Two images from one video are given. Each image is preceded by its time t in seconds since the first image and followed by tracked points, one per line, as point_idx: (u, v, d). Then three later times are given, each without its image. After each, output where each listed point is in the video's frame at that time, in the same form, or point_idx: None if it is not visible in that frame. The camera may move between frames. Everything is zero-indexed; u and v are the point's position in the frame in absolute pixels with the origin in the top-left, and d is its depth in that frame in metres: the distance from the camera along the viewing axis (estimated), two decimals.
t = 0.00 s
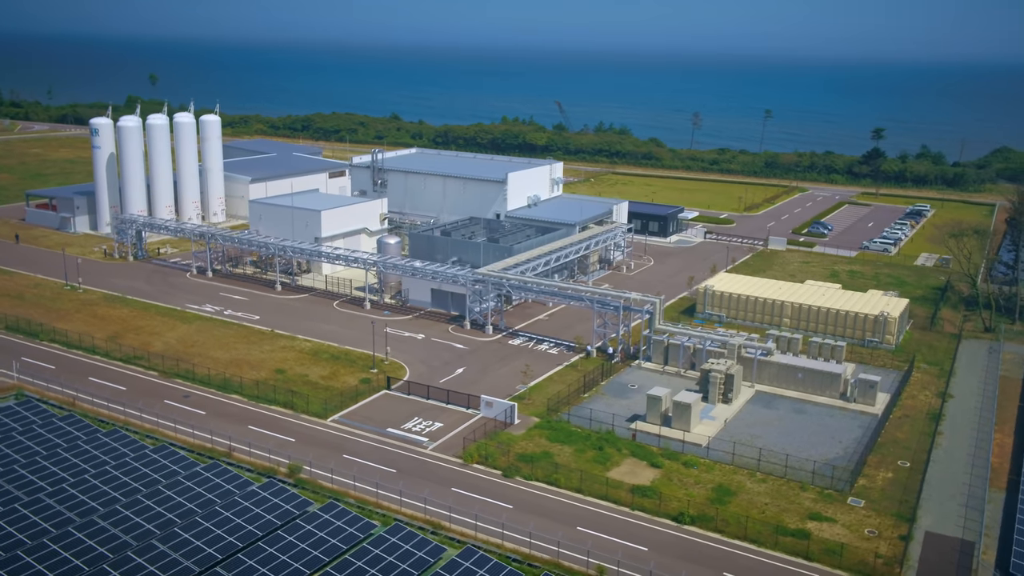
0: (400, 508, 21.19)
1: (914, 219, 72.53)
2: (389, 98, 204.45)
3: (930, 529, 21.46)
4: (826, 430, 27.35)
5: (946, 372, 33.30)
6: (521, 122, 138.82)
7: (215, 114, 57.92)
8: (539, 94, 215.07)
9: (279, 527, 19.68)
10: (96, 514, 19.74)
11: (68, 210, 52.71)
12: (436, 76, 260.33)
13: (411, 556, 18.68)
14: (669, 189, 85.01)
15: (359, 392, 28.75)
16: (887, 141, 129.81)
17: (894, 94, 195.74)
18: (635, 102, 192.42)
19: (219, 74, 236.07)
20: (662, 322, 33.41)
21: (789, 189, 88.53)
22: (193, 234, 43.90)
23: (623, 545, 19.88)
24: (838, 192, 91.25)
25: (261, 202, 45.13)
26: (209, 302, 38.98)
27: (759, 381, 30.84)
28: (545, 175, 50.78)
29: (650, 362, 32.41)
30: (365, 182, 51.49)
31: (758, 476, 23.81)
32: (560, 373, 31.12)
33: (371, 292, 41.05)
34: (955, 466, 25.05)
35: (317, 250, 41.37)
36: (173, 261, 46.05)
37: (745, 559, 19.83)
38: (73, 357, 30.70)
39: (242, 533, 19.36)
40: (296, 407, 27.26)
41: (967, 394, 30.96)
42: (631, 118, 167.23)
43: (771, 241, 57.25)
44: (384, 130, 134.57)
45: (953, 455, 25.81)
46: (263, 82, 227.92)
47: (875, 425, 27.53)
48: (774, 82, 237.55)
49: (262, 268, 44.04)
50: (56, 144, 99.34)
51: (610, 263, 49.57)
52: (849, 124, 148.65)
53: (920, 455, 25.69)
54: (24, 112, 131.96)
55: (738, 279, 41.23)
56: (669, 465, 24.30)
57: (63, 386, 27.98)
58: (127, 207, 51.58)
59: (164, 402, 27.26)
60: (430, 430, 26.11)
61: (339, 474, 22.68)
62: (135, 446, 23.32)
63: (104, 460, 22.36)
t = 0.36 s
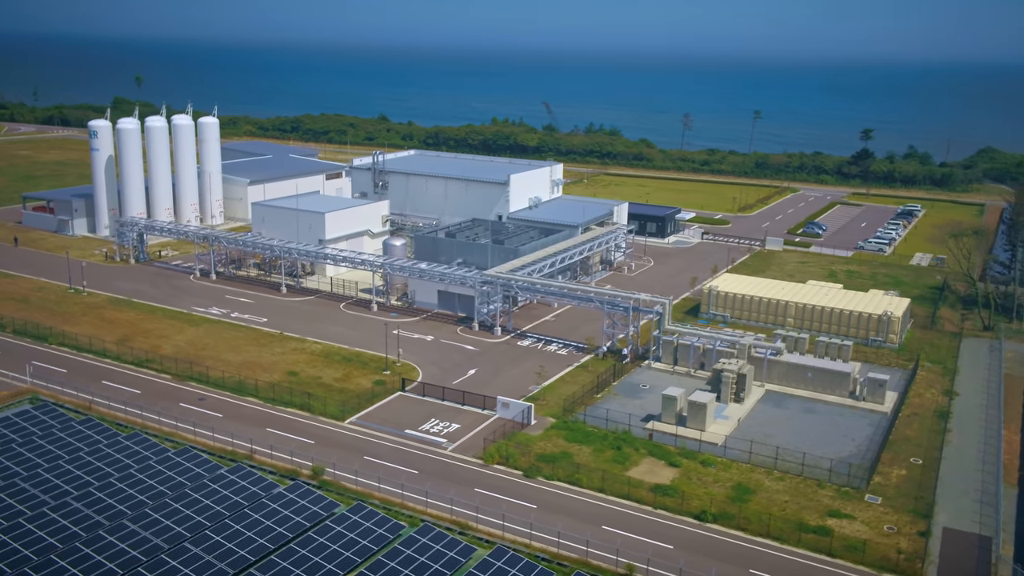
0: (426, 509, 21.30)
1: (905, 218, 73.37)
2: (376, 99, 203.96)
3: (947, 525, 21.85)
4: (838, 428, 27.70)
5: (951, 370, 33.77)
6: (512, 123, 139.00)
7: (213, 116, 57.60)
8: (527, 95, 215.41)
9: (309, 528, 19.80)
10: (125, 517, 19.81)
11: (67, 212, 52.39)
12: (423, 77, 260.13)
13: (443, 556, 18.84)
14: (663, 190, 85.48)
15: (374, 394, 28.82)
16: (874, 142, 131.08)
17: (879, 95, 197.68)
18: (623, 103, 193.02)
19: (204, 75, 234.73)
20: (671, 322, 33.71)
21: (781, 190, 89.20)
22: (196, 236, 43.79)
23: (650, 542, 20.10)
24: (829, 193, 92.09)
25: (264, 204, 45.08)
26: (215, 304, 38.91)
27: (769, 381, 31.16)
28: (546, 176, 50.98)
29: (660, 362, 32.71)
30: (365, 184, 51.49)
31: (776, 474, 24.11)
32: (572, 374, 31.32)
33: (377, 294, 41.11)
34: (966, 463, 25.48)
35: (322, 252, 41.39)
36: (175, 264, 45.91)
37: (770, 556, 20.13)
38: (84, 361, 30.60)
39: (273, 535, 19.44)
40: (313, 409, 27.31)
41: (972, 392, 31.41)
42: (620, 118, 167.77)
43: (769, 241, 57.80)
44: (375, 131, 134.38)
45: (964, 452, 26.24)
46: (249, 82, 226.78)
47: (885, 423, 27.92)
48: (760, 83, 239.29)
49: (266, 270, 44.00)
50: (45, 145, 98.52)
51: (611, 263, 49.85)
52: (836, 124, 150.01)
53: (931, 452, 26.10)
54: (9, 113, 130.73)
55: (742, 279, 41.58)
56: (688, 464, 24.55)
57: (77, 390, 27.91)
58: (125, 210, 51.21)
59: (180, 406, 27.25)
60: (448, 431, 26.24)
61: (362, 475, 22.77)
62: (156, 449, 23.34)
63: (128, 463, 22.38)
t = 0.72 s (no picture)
0: (456, 509, 21.44)
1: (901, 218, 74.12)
2: (367, 99, 203.64)
3: (968, 521, 22.22)
4: (854, 426, 28.05)
5: (958, 368, 34.22)
6: (505, 124, 139.26)
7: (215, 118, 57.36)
8: (518, 95, 215.63)
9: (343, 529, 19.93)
10: (159, 519, 19.91)
11: (69, 214, 52.10)
12: (412, 78, 259.90)
13: (478, 555, 19.02)
14: (660, 190, 85.90)
15: (393, 395, 28.91)
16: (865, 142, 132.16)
17: (867, 96, 199.22)
18: (614, 103, 193.61)
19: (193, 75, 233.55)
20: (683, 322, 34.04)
21: (777, 190, 89.79)
22: (204, 239, 43.74)
23: (680, 539, 20.31)
24: (823, 193, 92.82)
25: (270, 206, 45.05)
26: (225, 306, 38.89)
27: (782, 379, 31.49)
28: (550, 177, 51.17)
29: (673, 361, 33.04)
30: (370, 185, 51.50)
31: (796, 472, 24.40)
32: (587, 374, 31.54)
33: (386, 296, 41.20)
34: (982, 460, 25.85)
35: (331, 254, 41.44)
36: (181, 266, 45.82)
37: (798, 553, 20.40)
38: (100, 363, 30.55)
39: (307, 535, 19.60)
40: (334, 410, 27.39)
41: (981, 390, 31.86)
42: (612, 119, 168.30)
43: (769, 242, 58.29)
44: (368, 132, 134.18)
45: (979, 449, 26.62)
46: (238, 83, 225.71)
47: (899, 421, 28.30)
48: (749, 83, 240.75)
49: (274, 272, 44.01)
50: (37, 147, 97.88)
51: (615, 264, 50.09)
52: (827, 125, 151.15)
53: (947, 449, 26.48)
54: None
55: (748, 279, 41.91)
56: (709, 463, 24.80)
57: (96, 393, 27.88)
58: (130, 211, 50.85)
59: (200, 407, 27.28)
60: (470, 431, 26.39)
61: (389, 475, 22.87)
62: (182, 450, 23.40)
63: (156, 466, 22.45)
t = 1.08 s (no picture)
0: (485, 508, 21.58)
1: (895, 217, 74.86)
2: (357, 100, 203.18)
3: (987, 516, 22.57)
4: (867, 424, 28.39)
5: (965, 365, 34.67)
6: (497, 125, 139.46)
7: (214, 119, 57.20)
8: (508, 96, 215.74)
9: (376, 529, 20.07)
10: (192, 520, 20.03)
11: (70, 216, 51.77)
12: (401, 78, 259.49)
13: (512, 553, 19.23)
14: (655, 191, 86.32)
15: (410, 396, 29.03)
16: (855, 142, 133.25)
17: (854, 97, 200.82)
18: (604, 104, 194.19)
19: (180, 75, 232.19)
20: (694, 322, 34.33)
21: (771, 190, 90.37)
22: (210, 241, 43.64)
23: (708, 535, 20.54)
24: (817, 193, 93.55)
25: (276, 207, 45.01)
26: (235, 308, 38.86)
27: (793, 378, 31.82)
28: (553, 178, 51.35)
29: (685, 361, 33.36)
30: (374, 187, 51.50)
31: (816, 469, 24.71)
32: (602, 374, 31.77)
33: (394, 296, 41.28)
34: (996, 457, 26.24)
35: (339, 255, 41.53)
36: (185, 268, 45.71)
37: (825, 547, 20.69)
38: (116, 366, 30.51)
39: (341, 535, 19.75)
40: (353, 410, 27.48)
41: (989, 387, 32.32)
42: (603, 119, 168.85)
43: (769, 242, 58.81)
44: (360, 133, 133.94)
45: (992, 445, 27.03)
46: (226, 83, 224.66)
47: (912, 418, 28.68)
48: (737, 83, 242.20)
49: (280, 274, 43.98)
50: (29, 148, 97.15)
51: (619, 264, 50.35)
52: (817, 125, 152.27)
53: (961, 446, 26.87)
54: None
55: (754, 278, 42.23)
56: (729, 461, 25.07)
57: (114, 395, 27.87)
58: (132, 213, 50.58)
59: (220, 409, 27.30)
60: (490, 431, 26.55)
61: (415, 475, 22.98)
62: (208, 452, 23.46)
63: (183, 468, 22.53)
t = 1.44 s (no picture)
0: (512, 507, 21.72)
1: (886, 216, 75.59)
2: (344, 100, 202.58)
3: (1004, 510, 22.97)
4: (879, 420, 28.76)
5: (969, 362, 35.19)
6: (488, 125, 139.52)
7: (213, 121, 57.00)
8: (496, 96, 215.82)
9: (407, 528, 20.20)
10: (224, 522, 20.10)
11: (69, 219, 51.44)
12: (388, 79, 259.00)
13: (544, 551, 19.43)
14: (649, 190, 86.77)
15: (427, 396, 29.15)
16: (842, 142, 134.38)
17: (839, 97, 202.52)
18: (592, 104, 194.75)
19: (165, 75, 230.56)
20: (704, 321, 34.63)
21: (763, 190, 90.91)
22: (215, 243, 43.52)
23: (735, 531, 20.81)
24: (808, 192, 94.34)
25: (280, 209, 44.96)
26: (242, 309, 38.82)
27: (803, 376, 32.19)
28: (554, 179, 51.55)
29: (695, 359, 33.67)
30: (375, 188, 51.53)
31: (833, 465, 25.03)
32: (614, 374, 32.03)
33: (401, 297, 41.38)
34: (1007, 452, 26.68)
35: (344, 256, 41.55)
36: (188, 270, 45.60)
37: (848, 542, 21.00)
38: (129, 369, 30.44)
39: (373, 535, 19.87)
40: (372, 411, 27.57)
41: (994, 383, 32.83)
42: (592, 119, 169.37)
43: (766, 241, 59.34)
44: (350, 133, 133.64)
45: (1002, 441, 27.47)
46: (212, 83, 223.33)
47: (922, 414, 29.10)
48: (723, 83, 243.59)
49: (285, 275, 43.93)
50: (17, 150, 96.30)
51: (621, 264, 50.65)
52: (804, 125, 153.46)
53: (972, 441, 27.29)
54: None
55: (757, 277, 42.61)
56: (747, 458, 25.36)
57: (130, 398, 27.79)
58: (132, 215, 50.41)
59: (237, 411, 27.29)
60: (509, 431, 26.71)
61: (440, 474, 23.08)
62: (231, 454, 23.47)
63: (208, 469, 22.57)
